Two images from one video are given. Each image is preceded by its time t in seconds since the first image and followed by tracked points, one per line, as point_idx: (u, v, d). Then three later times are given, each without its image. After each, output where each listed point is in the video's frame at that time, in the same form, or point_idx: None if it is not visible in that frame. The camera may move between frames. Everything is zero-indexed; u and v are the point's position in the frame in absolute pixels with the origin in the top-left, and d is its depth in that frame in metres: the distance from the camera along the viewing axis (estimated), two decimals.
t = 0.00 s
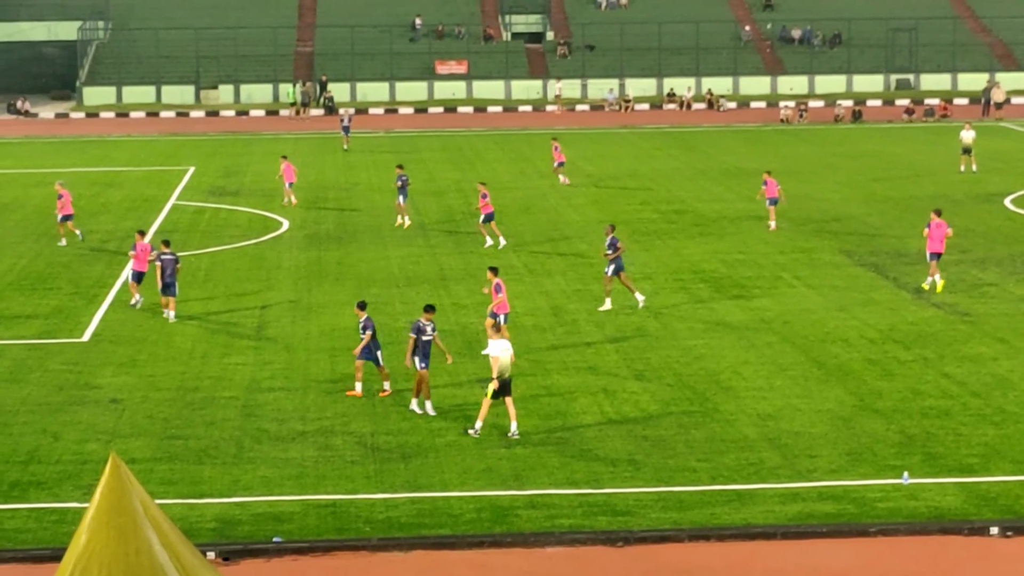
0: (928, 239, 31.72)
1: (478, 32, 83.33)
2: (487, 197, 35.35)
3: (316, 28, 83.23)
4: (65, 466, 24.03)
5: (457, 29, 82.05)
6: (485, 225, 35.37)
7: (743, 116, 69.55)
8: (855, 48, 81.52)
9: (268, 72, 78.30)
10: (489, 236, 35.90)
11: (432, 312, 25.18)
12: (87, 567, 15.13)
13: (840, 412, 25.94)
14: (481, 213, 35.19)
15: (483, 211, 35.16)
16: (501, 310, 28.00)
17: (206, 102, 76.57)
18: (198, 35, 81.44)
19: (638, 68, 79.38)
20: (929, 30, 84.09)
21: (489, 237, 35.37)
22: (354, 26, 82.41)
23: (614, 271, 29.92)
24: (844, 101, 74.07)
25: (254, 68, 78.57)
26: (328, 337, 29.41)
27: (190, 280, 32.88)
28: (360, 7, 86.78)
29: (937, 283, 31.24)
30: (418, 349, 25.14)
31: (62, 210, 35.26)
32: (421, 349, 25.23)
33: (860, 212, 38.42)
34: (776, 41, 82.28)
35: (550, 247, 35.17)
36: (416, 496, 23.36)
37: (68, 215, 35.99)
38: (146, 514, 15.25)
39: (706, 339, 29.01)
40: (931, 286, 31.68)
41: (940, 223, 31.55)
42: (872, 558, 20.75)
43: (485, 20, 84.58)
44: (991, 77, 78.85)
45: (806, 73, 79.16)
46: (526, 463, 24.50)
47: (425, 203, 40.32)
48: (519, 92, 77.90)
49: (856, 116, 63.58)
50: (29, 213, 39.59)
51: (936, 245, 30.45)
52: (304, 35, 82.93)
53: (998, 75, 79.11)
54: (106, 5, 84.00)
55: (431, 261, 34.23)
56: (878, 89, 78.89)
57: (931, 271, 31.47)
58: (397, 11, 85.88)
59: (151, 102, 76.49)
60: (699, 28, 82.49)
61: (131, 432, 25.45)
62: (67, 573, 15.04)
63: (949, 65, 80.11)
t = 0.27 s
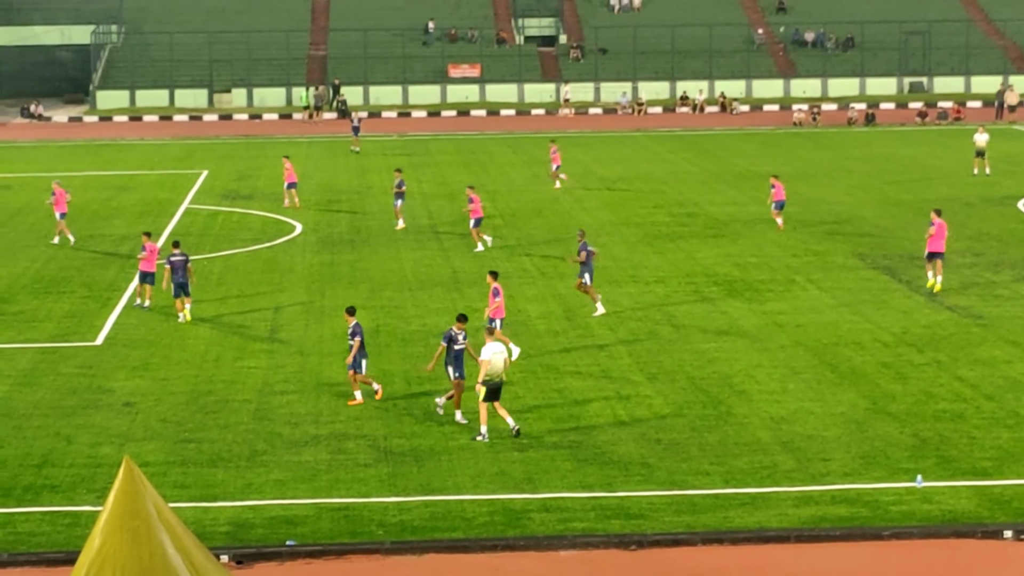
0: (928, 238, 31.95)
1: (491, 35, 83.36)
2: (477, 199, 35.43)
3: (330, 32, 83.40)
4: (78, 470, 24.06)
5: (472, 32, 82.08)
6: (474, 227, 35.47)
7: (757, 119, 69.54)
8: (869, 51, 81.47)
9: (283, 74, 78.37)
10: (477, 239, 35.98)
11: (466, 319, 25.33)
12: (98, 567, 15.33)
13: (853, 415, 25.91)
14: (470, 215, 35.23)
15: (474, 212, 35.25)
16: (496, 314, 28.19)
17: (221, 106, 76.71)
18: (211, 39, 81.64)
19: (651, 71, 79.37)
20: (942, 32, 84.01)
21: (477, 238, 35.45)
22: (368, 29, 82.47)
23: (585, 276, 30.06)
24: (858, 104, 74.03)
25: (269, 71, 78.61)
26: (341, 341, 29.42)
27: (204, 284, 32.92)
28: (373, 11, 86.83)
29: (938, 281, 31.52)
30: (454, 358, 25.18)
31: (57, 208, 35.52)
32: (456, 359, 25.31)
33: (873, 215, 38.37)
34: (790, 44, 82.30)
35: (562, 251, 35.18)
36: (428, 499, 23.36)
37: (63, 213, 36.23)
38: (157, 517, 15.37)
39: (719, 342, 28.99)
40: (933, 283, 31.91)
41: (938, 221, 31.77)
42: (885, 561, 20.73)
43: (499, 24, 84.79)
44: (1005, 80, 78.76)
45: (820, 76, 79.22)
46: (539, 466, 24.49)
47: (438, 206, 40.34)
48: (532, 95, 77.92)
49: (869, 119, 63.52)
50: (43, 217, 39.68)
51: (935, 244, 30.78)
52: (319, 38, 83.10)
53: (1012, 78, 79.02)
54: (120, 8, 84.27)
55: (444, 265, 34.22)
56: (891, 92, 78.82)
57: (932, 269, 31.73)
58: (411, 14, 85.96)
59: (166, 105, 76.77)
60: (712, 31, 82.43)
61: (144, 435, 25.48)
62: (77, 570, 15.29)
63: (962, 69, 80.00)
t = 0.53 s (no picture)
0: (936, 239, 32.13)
1: (509, 38, 83.37)
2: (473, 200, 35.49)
3: (346, 35, 83.44)
4: (97, 473, 24.08)
5: (489, 35, 82.13)
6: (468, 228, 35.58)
7: (775, 121, 69.53)
8: (887, 53, 81.50)
9: (299, 78, 78.49)
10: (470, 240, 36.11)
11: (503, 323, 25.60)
12: (118, 569, 15.67)
13: (872, 418, 25.88)
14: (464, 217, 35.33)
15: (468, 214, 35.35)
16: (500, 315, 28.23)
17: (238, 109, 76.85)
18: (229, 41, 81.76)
19: (669, 73, 79.35)
20: (961, 34, 83.88)
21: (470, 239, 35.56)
22: (386, 33, 82.52)
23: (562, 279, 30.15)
24: (877, 106, 74.00)
25: (285, 74, 78.70)
26: (360, 344, 29.43)
27: (222, 286, 32.95)
28: (391, 13, 86.79)
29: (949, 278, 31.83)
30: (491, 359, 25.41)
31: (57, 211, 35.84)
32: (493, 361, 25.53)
33: (892, 217, 38.31)
34: (808, 46, 82.30)
35: (580, 253, 35.17)
36: (447, 502, 23.36)
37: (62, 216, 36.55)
38: (176, 519, 15.83)
39: (738, 345, 28.96)
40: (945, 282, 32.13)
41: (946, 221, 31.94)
42: (905, 563, 20.71)
43: (516, 27, 85.07)
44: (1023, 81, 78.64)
45: (837, 79, 79.30)
46: (558, 469, 24.48)
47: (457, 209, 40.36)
48: (549, 97, 77.93)
49: (887, 121, 63.46)
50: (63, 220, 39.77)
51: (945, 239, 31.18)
52: (336, 41, 83.19)
53: None
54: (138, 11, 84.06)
55: (462, 267, 34.23)
56: (910, 94, 78.83)
57: (941, 271, 31.97)
58: (428, 18, 86.02)
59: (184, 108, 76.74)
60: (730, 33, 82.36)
61: (163, 438, 25.50)
62: (99, 573, 15.63)
63: (981, 70, 79.92)
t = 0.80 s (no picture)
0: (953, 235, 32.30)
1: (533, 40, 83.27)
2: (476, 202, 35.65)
3: (371, 36, 83.42)
4: (123, 474, 24.13)
5: (513, 37, 82.10)
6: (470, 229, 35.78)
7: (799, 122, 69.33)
8: (912, 53, 81.32)
9: (324, 80, 78.63)
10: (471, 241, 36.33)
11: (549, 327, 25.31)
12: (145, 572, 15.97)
13: (897, 419, 25.84)
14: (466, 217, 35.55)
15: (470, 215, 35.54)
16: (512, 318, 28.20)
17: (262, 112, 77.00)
18: (255, 44, 81.73)
19: (694, 74, 79.16)
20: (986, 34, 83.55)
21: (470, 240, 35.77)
22: (410, 34, 82.45)
23: (545, 280, 30.35)
24: (902, 107, 73.83)
25: (311, 76, 78.85)
26: (385, 345, 29.47)
27: (247, 288, 33.01)
28: (415, 14, 86.54)
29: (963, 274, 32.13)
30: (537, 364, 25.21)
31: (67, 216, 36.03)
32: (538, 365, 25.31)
33: (917, 219, 38.23)
34: (832, 47, 82.18)
35: (605, 255, 35.16)
36: (473, 503, 23.36)
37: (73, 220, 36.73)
38: (203, 524, 16.10)
39: (763, 346, 28.93)
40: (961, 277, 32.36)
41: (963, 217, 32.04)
42: (932, 565, 20.67)
43: (540, 28, 84.43)
44: None
45: (863, 79, 79.07)
46: (583, 470, 24.48)
47: (482, 211, 40.36)
48: (574, 99, 77.87)
49: (912, 123, 63.27)
50: (88, 222, 39.88)
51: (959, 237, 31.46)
52: (360, 43, 83.22)
53: None
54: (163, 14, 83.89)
55: (487, 269, 34.24)
56: (935, 95, 78.64)
57: (957, 265, 32.27)
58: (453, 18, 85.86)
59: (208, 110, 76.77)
60: (755, 34, 82.16)
61: (188, 439, 25.54)
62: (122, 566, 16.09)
63: (1006, 71, 79.61)
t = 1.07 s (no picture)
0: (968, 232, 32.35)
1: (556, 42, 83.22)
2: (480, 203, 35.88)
3: (393, 39, 83.41)
4: (146, 477, 24.14)
5: (535, 39, 82.23)
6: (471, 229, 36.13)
7: (820, 123, 68.99)
8: (934, 54, 81.01)
9: (348, 83, 78.57)
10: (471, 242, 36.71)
11: (590, 334, 24.43)
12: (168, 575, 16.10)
13: (921, 421, 25.79)
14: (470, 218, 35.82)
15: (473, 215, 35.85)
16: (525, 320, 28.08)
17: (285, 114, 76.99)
18: (277, 46, 81.74)
19: (716, 76, 78.95)
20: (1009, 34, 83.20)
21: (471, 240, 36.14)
22: (432, 37, 82.41)
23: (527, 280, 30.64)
24: (925, 107, 73.65)
25: (335, 78, 78.90)
26: (407, 347, 29.48)
27: (269, 291, 33.05)
28: (437, 16, 86.39)
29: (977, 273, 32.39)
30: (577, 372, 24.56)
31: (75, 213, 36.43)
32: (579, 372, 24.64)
33: (941, 220, 38.14)
34: (855, 49, 82.17)
35: (627, 257, 35.14)
36: (496, 505, 23.36)
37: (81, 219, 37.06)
38: (225, 526, 16.23)
39: (785, 347, 28.91)
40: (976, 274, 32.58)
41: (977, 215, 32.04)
42: (958, 566, 20.62)
43: (562, 31, 84.37)
44: None
45: (885, 81, 78.75)
46: (607, 472, 24.46)
47: (505, 214, 40.36)
48: (596, 101, 77.74)
49: (935, 124, 63.08)
50: (111, 225, 39.97)
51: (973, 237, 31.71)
52: (383, 46, 83.21)
53: None
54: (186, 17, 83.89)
55: (509, 271, 34.24)
56: (958, 96, 78.30)
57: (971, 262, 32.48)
58: (477, 20, 85.70)
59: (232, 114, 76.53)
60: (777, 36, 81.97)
61: (210, 442, 25.56)
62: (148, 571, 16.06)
63: None
